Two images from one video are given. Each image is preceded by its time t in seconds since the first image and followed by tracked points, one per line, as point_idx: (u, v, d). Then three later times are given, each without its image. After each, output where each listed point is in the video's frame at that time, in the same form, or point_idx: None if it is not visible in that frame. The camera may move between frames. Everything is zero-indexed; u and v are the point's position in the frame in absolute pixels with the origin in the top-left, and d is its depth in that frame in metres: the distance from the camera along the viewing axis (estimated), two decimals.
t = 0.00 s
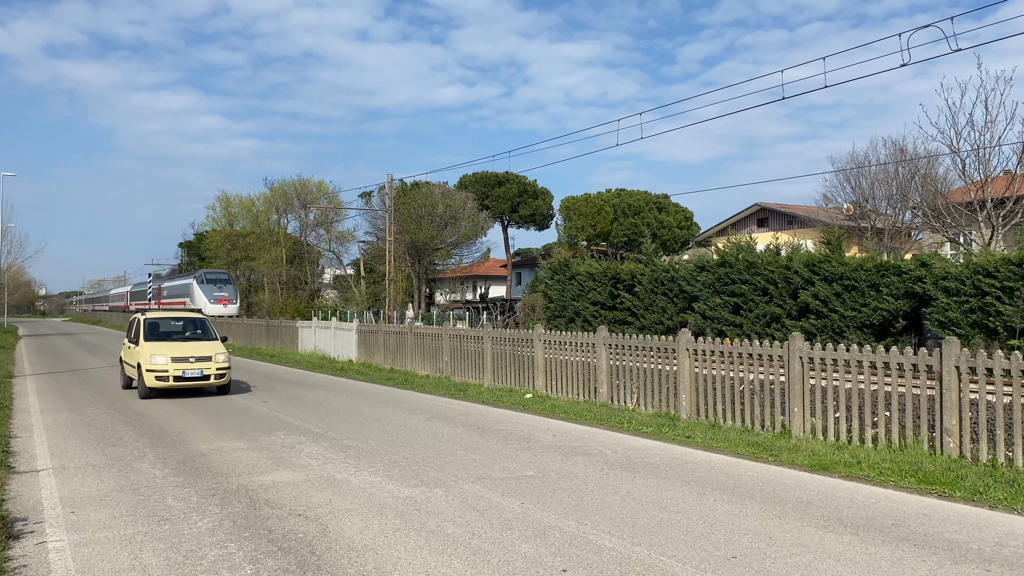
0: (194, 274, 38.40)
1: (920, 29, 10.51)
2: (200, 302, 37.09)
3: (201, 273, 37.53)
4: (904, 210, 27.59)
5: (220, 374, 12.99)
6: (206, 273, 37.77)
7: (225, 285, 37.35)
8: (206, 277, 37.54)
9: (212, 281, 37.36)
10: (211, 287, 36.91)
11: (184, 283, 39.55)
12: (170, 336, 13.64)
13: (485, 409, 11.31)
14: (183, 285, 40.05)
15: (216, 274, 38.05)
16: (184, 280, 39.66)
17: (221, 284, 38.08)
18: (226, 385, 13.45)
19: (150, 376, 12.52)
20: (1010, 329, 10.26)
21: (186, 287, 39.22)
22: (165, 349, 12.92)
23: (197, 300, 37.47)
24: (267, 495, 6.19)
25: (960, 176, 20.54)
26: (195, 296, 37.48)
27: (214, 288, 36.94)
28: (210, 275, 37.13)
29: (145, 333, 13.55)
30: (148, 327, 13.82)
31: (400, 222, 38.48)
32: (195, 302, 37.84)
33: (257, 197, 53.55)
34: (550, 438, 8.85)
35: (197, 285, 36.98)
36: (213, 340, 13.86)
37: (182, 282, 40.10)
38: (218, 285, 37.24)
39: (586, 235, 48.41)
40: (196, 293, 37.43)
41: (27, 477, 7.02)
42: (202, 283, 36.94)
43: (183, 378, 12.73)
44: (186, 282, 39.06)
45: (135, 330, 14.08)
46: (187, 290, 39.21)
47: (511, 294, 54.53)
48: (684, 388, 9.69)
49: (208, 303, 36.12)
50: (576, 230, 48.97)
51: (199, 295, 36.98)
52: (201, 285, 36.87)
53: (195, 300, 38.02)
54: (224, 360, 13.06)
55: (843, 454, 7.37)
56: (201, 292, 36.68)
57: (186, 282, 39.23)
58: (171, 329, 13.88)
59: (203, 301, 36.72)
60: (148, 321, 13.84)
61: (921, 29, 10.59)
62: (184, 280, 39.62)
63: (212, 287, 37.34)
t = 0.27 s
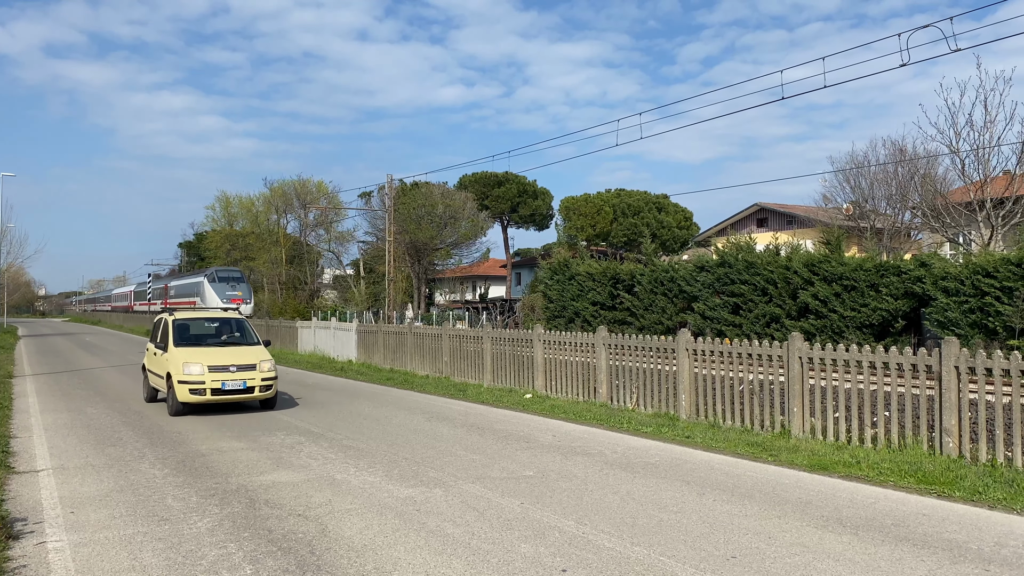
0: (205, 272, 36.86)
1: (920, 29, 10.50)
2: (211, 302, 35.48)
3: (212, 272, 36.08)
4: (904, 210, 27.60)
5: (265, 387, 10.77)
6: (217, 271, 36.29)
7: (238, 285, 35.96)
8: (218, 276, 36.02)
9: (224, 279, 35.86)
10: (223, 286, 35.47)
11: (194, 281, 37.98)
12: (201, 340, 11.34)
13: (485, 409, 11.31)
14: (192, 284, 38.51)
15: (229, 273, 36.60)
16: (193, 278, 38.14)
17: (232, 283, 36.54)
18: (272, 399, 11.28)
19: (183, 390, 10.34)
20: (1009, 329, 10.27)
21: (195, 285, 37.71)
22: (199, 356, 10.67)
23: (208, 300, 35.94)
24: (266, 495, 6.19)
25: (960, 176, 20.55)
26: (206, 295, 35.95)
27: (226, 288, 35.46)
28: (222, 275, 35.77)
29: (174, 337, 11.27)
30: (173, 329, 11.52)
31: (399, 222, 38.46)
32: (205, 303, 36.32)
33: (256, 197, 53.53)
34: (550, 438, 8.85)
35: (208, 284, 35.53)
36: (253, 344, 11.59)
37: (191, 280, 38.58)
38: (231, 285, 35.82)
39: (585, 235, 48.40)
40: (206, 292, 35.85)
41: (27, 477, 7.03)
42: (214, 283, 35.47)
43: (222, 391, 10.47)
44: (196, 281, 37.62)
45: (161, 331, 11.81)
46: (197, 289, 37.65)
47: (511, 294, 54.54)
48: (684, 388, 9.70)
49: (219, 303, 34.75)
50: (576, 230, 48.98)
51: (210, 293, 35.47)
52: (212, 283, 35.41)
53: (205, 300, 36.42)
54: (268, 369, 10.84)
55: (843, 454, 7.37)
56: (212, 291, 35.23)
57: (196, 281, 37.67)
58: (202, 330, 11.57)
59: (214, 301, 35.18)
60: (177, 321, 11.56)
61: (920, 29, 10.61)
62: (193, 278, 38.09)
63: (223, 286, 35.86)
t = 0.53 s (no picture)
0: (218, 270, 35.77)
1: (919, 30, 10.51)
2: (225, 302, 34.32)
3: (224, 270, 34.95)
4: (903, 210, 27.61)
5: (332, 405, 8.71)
6: (232, 269, 35.23)
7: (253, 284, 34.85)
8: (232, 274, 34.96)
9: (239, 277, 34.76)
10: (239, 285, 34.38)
11: (208, 279, 36.80)
12: (248, 347, 9.26)
13: (485, 409, 11.30)
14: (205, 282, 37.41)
15: (243, 271, 35.47)
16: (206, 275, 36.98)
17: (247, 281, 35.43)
18: (336, 419, 9.20)
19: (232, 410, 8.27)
20: (1008, 329, 10.27)
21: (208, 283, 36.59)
22: (250, 365, 8.59)
23: (222, 299, 34.77)
24: (266, 495, 6.19)
25: (960, 176, 20.55)
26: (220, 294, 34.78)
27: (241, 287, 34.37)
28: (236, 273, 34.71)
29: (216, 342, 9.24)
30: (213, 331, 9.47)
31: (399, 221, 38.46)
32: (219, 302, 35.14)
33: (256, 197, 53.52)
34: (550, 438, 8.85)
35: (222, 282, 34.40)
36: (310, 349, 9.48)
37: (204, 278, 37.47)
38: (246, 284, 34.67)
39: (585, 235, 48.41)
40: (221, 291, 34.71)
41: (27, 477, 7.02)
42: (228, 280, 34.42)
43: (283, 411, 8.42)
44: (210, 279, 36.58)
45: (200, 336, 9.76)
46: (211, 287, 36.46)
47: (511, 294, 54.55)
48: (683, 388, 9.70)
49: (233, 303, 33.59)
50: (576, 230, 48.99)
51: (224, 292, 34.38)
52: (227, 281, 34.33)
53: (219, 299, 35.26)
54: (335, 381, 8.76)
55: (843, 454, 7.36)
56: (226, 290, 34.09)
57: (210, 279, 36.53)
58: (249, 334, 9.51)
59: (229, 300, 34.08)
60: (218, 322, 9.50)
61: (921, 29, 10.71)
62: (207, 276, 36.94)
63: (238, 284, 34.70)
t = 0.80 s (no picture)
0: (234, 267, 34.82)
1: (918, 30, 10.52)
2: (243, 300, 33.44)
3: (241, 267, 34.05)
4: (903, 209, 27.61)
5: (438, 433, 6.71)
6: (249, 265, 34.39)
7: (271, 282, 34.13)
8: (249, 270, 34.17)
9: (256, 274, 33.95)
10: (256, 282, 33.65)
11: (222, 277, 35.74)
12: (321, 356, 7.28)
13: (485, 409, 11.30)
14: (220, 279, 36.40)
15: (260, 268, 34.64)
16: (221, 272, 35.99)
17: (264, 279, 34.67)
18: (435, 451, 7.16)
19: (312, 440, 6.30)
20: (1008, 329, 10.28)
21: (224, 280, 35.63)
22: (328, 378, 6.64)
23: (239, 297, 33.87)
24: (266, 495, 6.19)
25: (959, 175, 20.55)
26: (237, 292, 33.84)
27: (258, 285, 33.66)
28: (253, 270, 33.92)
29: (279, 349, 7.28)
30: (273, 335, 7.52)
31: (398, 221, 38.45)
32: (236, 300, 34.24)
33: (255, 197, 53.53)
34: (550, 438, 8.84)
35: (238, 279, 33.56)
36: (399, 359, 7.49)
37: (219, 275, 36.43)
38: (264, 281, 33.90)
39: (585, 235, 48.43)
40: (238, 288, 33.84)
41: (27, 477, 7.03)
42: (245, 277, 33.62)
43: (379, 442, 6.44)
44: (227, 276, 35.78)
45: (258, 339, 7.81)
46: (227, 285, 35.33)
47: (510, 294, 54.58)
48: (683, 388, 9.70)
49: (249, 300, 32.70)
50: (575, 230, 48.99)
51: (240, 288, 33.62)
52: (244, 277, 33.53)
53: (235, 296, 34.26)
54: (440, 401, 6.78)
55: (843, 454, 7.35)
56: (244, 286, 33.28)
57: (225, 276, 35.46)
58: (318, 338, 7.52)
59: (244, 298, 33.39)
60: (281, 323, 7.57)
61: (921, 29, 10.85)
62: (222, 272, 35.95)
63: (255, 282, 33.80)
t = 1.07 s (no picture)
0: (252, 264, 32.89)
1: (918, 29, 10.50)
2: (264, 299, 31.73)
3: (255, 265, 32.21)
4: (903, 209, 27.58)
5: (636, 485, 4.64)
6: (267, 261, 32.32)
7: (291, 279, 32.00)
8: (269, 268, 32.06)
9: (276, 272, 32.00)
10: (278, 280, 31.80)
11: (239, 274, 33.72)
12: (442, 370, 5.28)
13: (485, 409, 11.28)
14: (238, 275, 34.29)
15: (280, 264, 32.51)
16: (238, 270, 34.05)
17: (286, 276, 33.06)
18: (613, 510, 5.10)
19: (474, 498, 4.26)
20: (1008, 328, 10.28)
21: (242, 279, 33.73)
22: (473, 403, 4.65)
23: (259, 296, 32.08)
24: (266, 495, 6.19)
25: (960, 175, 20.53)
26: (258, 291, 32.09)
27: (280, 283, 31.66)
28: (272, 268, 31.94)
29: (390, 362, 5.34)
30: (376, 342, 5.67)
31: (398, 221, 38.44)
32: (256, 298, 32.25)
33: (255, 197, 53.53)
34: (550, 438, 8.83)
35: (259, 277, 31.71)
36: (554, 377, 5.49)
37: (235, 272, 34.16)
38: (284, 279, 31.91)
39: (585, 235, 48.42)
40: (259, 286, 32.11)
41: (26, 477, 7.02)
42: (266, 276, 31.75)
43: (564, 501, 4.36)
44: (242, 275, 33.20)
45: (355, 349, 5.89)
46: (245, 283, 33.42)
47: (510, 293, 54.58)
48: (684, 387, 9.69)
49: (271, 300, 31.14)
50: (575, 230, 48.94)
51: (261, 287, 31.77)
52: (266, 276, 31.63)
53: (255, 296, 32.26)
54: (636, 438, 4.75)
55: (843, 453, 7.35)
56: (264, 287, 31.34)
57: (241, 274, 33.24)
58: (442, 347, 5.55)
59: (266, 298, 31.70)
60: (391, 326, 5.63)
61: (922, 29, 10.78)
62: (240, 270, 33.54)
63: (276, 277, 31.98)
